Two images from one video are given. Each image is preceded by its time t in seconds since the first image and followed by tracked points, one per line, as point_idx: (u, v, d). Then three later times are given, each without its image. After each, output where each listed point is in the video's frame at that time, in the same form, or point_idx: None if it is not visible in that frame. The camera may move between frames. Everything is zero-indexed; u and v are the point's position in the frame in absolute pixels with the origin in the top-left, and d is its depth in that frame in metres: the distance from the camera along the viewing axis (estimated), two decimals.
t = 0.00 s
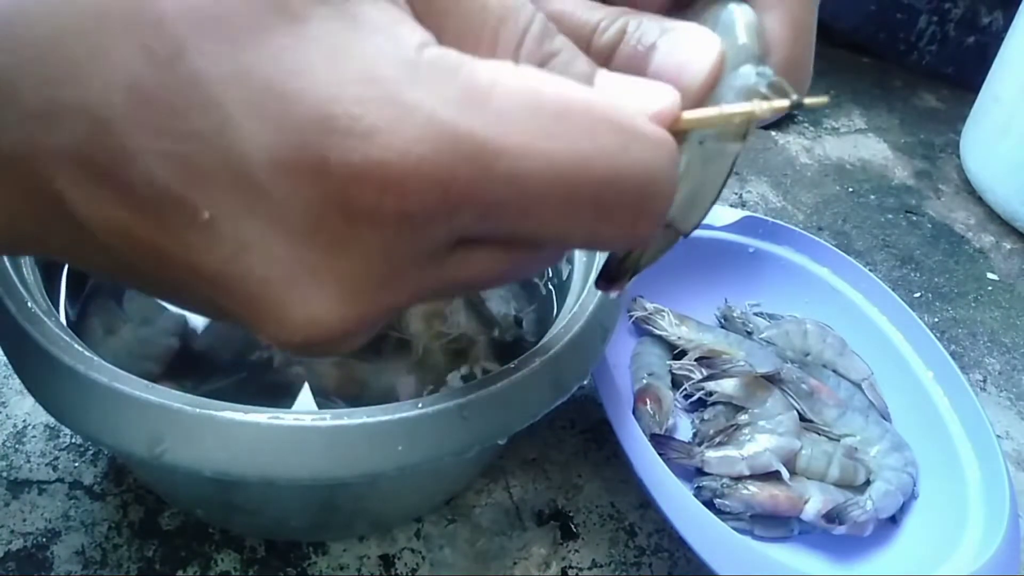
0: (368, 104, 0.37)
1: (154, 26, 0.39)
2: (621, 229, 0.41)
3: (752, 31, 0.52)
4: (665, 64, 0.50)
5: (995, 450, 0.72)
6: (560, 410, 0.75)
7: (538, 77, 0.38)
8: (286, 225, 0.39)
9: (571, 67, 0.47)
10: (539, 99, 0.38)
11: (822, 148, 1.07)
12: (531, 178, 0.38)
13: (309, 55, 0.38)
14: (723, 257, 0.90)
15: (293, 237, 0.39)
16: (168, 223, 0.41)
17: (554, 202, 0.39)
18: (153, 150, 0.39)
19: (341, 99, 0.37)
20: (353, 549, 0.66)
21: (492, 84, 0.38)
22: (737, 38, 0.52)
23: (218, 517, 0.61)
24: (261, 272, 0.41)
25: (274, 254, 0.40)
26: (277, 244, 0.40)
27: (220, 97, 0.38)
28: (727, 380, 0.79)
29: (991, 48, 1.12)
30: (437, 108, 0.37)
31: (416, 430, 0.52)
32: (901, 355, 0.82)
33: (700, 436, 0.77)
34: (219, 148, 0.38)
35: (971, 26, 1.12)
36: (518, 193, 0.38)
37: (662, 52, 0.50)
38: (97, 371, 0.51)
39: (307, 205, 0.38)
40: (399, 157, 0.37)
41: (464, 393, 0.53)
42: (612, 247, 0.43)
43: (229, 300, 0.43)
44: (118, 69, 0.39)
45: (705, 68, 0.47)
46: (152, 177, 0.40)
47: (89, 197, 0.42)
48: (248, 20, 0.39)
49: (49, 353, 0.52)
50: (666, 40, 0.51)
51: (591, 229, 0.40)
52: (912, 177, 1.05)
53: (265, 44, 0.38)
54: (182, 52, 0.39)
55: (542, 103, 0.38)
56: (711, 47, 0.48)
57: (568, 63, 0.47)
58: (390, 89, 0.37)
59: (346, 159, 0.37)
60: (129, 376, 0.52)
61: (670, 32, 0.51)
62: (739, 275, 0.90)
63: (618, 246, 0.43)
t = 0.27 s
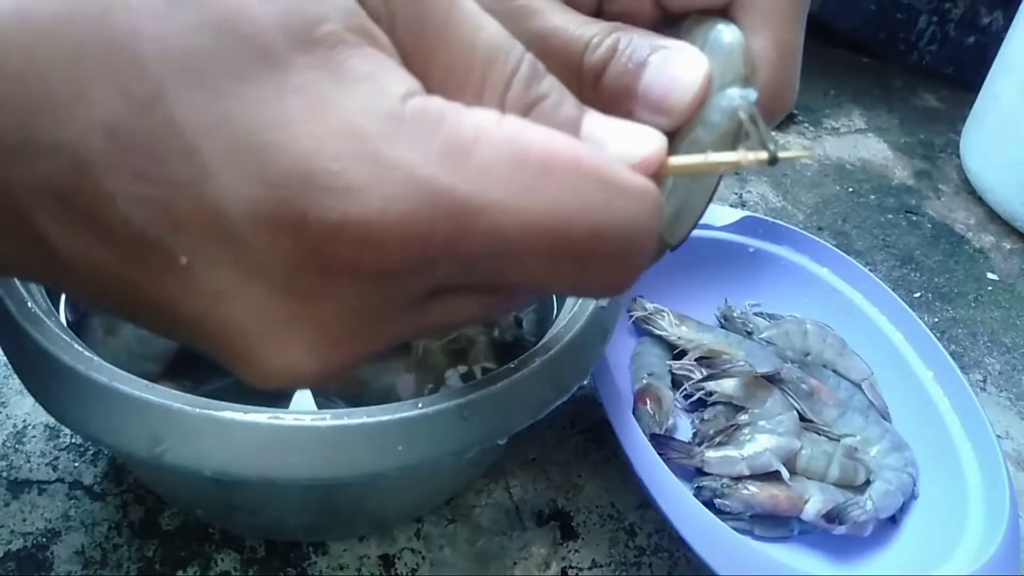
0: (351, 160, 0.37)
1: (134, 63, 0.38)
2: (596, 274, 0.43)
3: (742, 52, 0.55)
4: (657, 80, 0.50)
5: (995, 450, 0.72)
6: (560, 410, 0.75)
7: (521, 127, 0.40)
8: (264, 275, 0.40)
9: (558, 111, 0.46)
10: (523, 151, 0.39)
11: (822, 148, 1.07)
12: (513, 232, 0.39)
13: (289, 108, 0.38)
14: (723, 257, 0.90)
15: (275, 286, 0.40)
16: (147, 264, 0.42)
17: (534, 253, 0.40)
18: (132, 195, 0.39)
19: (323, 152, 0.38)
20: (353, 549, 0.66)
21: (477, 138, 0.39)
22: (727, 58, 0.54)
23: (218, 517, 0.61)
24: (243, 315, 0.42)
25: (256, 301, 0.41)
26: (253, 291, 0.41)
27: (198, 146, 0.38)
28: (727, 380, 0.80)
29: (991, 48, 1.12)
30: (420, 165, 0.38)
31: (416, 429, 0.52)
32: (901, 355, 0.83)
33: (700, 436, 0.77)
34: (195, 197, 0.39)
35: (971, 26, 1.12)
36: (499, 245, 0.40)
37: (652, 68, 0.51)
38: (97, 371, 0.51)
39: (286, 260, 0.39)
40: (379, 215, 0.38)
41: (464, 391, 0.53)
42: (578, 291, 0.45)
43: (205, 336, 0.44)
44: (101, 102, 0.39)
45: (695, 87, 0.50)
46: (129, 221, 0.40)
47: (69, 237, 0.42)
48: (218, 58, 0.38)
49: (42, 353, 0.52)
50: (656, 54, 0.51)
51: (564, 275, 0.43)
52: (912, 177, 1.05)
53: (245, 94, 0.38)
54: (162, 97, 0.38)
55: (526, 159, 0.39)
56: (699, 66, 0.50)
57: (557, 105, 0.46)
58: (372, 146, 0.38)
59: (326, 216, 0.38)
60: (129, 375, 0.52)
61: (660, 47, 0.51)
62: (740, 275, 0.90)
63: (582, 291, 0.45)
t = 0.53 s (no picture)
0: (329, 210, 0.35)
1: (113, 96, 0.36)
2: (590, 320, 0.40)
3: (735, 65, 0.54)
4: (655, 85, 0.50)
5: (995, 451, 0.72)
6: (560, 410, 0.75)
7: (505, 171, 0.37)
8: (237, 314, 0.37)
9: (543, 152, 0.43)
10: (505, 198, 0.36)
11: (822, 148, 1.07)
12: (495, 281, 0.37)
13: (271, 155, 0.35)
14: (723, 257, 0.90)
15: (250, 334, 0.38)
16: (124, 306, 0.39)
17: (518, 300, 0.38)
18: (107, 231, 0.37)
19: (299, 203, 0.35)
20: (353, 549, 0.66)
21: (459, 183, 0.36)
22: (721, 72, 0.54)
23: (218, 517, 0.61)
24: (216, 365, 0.39)
25: (228, 346, 0.38)
26: (225, 330, 0.38)
27: (177, 188, 0.36)
28: (726, 380, 0.80)
29: (991, 48, 1.12)
30: (399, 216, 0.35)
31: (416, 428, 0.52)
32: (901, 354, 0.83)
33: (700, 436, 0.77)
34: (173, 239, 0.36)
35: (971, 26, 1.12)
36: (481, 292, 0.37)
37: (650, 73, 0.50)
38: (97, 371, 0.51)
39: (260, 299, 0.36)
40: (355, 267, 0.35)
41: (464, 391, 0.53)
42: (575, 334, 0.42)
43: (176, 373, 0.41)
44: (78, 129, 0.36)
45: (691, 97, 0.50)
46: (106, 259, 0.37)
47: (47, 271, 0.40)
48: (204, 100, 0.36)
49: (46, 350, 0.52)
50: (654, 61, 0.50)
51: (555, 322, 0.40)
52: (912, 177, 1.05)
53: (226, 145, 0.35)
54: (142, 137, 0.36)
55: (509, 202, 0.36)
56: (694, 76, 0.50)
57: (544, 142, 0.43)
58: (351, 195, 0.35)
59: (303, 265, 0.35)
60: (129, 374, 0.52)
61: (657, 53, 0.50)
62: (740, 275, 0.90)
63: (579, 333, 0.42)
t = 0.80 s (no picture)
0: (325, 245, 0.37)
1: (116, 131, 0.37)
2: (572, 349, 0.43)
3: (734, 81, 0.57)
4: (653, 96, 0.52)
5: (994, 451, 0.72)
6: (560, 410, 0.75)
7: (500, 203, 0.40)
8: (234, 346, 0.39)
9: (540, 182, 0.45)
10: (501, 231, 0.39)
11: (822, 148, 1.07)
12: (489, 311, 0.39)
13: (271, 187, 0.37)
14: (723, 257, 0.91)
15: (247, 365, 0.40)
16: (119, 331, 0.41)
17: (507, 330, 0.40)
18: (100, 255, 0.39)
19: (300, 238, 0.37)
20: (353, 549, 0.66)
21: (454, 216, 0.38)
22: (721, 86, 0.56)
23: (218, 517, 0.61)
24: (212, 392, 0.41)
25: (223, 376, 0.40)
26: (221, 360, 0.40)
27: (174, 215, 0.37)
28: (727, 380, 0.80)
29: (991, 48, 1.12)
30: (395, 251, 0.37)
31: (416, 428, 0.52)
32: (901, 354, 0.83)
33: (700, 437, 0.77)
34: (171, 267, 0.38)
35: (972, 26, 1.11)
36: (472, 324, 0.39)
37: (651, 85, 0.52)
38: (97, 371, 0.51)
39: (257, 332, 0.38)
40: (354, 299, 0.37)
41: (465, 390, 0.53)
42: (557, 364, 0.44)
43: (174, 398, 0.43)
44: (76, 160, 0.38)
45: (689, 115, 0.52)
46: (105, 290, 0.39)
47: (46, 290, 0.42)
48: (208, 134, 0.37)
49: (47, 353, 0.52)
50: (655, 73, 0.52)
51: (546, 345, 0.42)
52: (912, 177, 1.05)
53: (219, 175, 0.37)
54: (139, 167, 0.37)
55: (502, 236, 0.39)
56: (692, 94, 0.53)
57: (540, 173, 0.45)
58: (348, 231, 0.37)
59: (300, 299, 0.37)
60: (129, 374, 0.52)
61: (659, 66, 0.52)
62: (740, 275, 0.91)
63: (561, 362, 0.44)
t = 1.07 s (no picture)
0: (327, 390, 0.38)
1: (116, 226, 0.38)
2: (562, 471, 0.44)
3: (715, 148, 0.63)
4: (647, 146, 0.61)
5: (995, 452, 0.72)
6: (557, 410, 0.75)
7: (507, 330, 0.41)
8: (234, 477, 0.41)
9: (547, 297, 0.46)
10: (505, 361, 0.40)
11: (822, 148, 1.07)
12: (488, 446, 0.40)
13: (272, 321, 0.38)
14: (723, 257, 0.89)
15: (244, 492, 0.42)
16: (115, 438, 0.43)
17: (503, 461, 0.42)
18: (105, 381, 0.40)
19: (302, 382, 0.38)
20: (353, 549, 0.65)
21: (459, 347, 0.40)
22: (705, 147, 0.63)
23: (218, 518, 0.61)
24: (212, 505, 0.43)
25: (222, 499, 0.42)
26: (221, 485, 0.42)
27: (177, 350, 0.38)
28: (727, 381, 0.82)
29: (991, 48, 1.12)
30: (397, 392, 0.39)
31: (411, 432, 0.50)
32: (901, 354, 0.82)
33: (700, 436, 0.79)
34: (172, 397, 0.39)
35: (971, 26, 1.12)
36: (470, 459, 0.41)
37: (647, 133, 0.61)
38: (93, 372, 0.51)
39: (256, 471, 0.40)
40: (354, 445, 0.38)
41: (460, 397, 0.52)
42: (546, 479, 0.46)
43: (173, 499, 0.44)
44: (70, 224, 0.39)
45: (676, 166, 0.61)
46: (104, 405, 0.41)
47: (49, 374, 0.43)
48: (213, 244, 0.38)
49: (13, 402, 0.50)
50: (650, 123, 0.61)
51: (534, 467, 0.43)
52: (912, 177, 1.05)
53: (223, 310, 0.38)
54: (143, 297, 0.38)
55: (506, 367, 0.40)
56: (682, 147, 0.61)
57: (546, 288, 0.46)
58: (351, 371, 0.38)
59: (301, 444, 0.38)
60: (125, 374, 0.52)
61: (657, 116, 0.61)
62: (740, 275, 0.90)
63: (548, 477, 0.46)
